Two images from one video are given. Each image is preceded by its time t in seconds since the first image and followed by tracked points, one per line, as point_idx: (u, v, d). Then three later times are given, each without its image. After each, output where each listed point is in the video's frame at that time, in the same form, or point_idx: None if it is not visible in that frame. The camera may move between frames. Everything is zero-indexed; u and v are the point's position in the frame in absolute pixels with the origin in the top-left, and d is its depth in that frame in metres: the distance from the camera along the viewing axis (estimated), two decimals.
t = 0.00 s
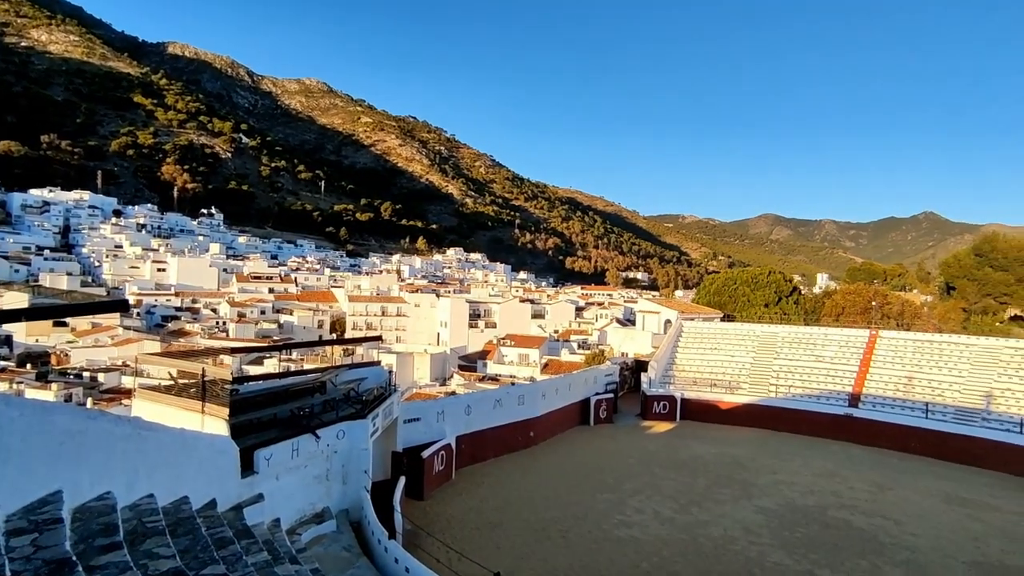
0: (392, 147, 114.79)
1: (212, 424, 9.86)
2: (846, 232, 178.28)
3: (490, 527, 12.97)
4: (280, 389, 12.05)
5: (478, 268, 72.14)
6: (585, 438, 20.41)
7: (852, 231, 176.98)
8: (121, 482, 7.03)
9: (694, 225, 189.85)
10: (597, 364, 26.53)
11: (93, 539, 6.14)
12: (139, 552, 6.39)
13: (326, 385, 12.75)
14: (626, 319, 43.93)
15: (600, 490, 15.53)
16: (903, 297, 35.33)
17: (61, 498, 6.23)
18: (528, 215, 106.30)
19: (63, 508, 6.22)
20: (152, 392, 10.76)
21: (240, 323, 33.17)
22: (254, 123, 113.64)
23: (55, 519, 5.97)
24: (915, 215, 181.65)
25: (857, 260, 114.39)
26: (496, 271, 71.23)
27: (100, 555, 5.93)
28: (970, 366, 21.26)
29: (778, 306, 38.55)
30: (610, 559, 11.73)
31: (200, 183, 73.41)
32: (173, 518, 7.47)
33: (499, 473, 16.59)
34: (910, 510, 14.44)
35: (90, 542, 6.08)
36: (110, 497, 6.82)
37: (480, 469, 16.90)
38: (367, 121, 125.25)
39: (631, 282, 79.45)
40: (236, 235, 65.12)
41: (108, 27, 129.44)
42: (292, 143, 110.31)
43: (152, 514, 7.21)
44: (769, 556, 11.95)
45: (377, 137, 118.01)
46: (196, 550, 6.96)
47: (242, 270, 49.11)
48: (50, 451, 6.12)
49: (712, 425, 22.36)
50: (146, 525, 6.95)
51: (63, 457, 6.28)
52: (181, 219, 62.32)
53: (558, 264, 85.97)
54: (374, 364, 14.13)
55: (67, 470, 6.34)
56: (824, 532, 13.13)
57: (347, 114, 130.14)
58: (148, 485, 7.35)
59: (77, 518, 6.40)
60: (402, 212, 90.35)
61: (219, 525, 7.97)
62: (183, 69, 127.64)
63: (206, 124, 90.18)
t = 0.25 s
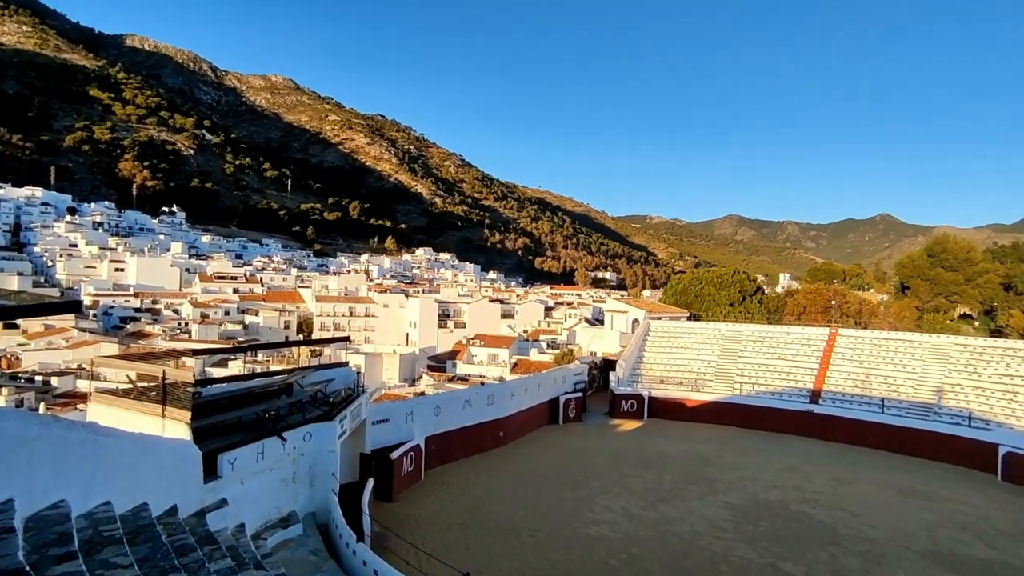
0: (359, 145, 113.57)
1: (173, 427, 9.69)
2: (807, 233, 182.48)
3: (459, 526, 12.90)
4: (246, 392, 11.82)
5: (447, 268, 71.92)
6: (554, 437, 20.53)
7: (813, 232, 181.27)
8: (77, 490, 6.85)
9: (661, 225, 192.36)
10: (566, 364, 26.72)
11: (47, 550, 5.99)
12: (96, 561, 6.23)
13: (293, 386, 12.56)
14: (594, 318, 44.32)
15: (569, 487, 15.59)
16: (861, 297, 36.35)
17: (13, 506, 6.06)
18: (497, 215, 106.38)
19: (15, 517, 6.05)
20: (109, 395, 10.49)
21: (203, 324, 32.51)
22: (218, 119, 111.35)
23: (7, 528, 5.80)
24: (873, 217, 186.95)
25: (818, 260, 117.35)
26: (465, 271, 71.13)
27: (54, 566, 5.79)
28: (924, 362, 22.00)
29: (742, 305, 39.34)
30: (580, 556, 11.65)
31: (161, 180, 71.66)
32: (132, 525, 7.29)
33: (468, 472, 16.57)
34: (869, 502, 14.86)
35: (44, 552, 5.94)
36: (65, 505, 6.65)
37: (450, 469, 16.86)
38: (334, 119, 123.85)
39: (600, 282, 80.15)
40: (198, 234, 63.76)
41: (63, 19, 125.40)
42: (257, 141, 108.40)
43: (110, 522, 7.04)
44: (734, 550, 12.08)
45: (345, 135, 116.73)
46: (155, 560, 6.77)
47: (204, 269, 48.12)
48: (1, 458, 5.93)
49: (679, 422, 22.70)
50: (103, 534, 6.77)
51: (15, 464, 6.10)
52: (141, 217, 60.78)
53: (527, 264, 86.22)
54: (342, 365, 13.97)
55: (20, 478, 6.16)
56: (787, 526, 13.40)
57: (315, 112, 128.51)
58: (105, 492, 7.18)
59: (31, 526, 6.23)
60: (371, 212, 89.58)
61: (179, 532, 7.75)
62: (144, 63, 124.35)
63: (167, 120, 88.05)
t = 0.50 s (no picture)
0: (331, 143, 112.36)
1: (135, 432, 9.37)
2: (775, 233, 185.91)
3: (432, 526, 12.83)
4: (212, 393, 11.58)
5: (420, 267, 71.62)
6: (527, 435, 20.61)
7: (780, 232, 184.70)
8: (35, 496, 6.70)
9: (633, 225, 194.10)
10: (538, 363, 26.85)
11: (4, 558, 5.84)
12: (55, 570, 6.07)
13: (261, 388, 12.34)
14: (566, 317, 44.60)
15: (542, 486, 15.63)
16: (825, 295, 37.23)
17: None
18: (470, 214, 106.21)
19: None
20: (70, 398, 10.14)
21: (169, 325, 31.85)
22: (184, 115, 109.02)
23: None
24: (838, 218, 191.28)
25: (785, 260, 119.66)
26: (438, 271, 70.90)
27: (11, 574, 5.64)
28: (885, 359, 22.64)
29: (711, 303, 39.97)
30: (552, 555, 11.65)
31: (123, 177, 69.85)
32: (92, 533, 7.10)
33: (441, 472, 16.52)
34: (833, 495, 15.24)
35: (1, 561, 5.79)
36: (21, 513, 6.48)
37: (423, 469, 16.78)
38: (305, 116, 122.28)
39: (572, 281, 80.60)
40: (163, 232, 62.40)
41: (20, 9, 121.36)
42: (225, 137, 106.45)
43: (69, 530, 6.87)
44: (703, 545, 12.24)
45: (315, 133, 115.31)
46: (117, 567, 6.59)
47: (170, 269, 47.13)
48: None
49: (650, 419, 22.98)
50: (62, 542, 6.60)
51: None
52: (103, 215, 59.23)
53: (500, 263, 86.26)
54: (311, 365, 13.78)
55: None
56: (754, 520, 13.65)
57: (284, 108, 126.70)
58: (63, 498, 6.99)
59: None
60: (342, 210, 88.72)
61: (142, 538, 7.56)
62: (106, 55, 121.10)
63: (130, 116, 85.88)
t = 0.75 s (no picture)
0: (297, 140, 110.65)
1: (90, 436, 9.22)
2: (739, 233, 189.30)
3: (399, 528, 12.73)
4: (173, 396, 11.27)
5: (388, 267, 71.06)
6: (496, 435, 20.68)
7: (744, 232, 188.16)
8: None
9: (601, 225, 195.77)
10: (507, 362, 26.94)
11: None
12: None
13: (225, 390, 12.09)
14: (535, 316, 44.86)
15: (511, 485, 15.68)
16: (787, 294, 38.13)
17: None
18: (438, 213, 105.81)
19: None
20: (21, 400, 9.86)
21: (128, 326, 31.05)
22: (144, 110, 106.25)
23: None
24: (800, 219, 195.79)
25: (749, 259, 122.02)
26: (406, 270, 70.52)
27: None
28: (843, 356, 23.32)
29: (677, 302, 40.64)
30: (519, 554, 11.65)
31: (79, 173, 67.71)
32: (45, 542, 6.90)
33: (410, 472, 16.45)
34: (794, 489, 15.65)
35: None
36: None
37: (391, 469, 16.70)
38: (270, 113, 120.26)
39: (541, 280, 80.95)
40: (121, 231, 60.70)
41: None
42: (186, 133, 103.98)
43: (22, 540, 6.70)
44: (669, 540, 12.43)
45: (281, 130, 113.49)
46: None
47: (129, 268, 45.89)
48: None
49: (617, 417, 23.25)
50: (14, 553, 6.49)
51: None
52: (57, 212, 57.35)
53: (469, 262, 86.15)
54: (277, 367, 13.57)
55: None
56: (718, 515, 13.93)
57: (249, 105, 124.39)
58: (15, 507, 6.80)
59: None
60: (308, 209, 87.54)
61: (98, 547, 7.37)
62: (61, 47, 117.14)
63: (86, 109, 83.22)
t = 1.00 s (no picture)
0: (265, 138, 108.91)
1: (47, 442, 8.83)
2: (708, 232, 191.99)
3: (371, 529, 12.58)
4: (136, 400, 10.90)
5: (359, 267, 70.39)
6: (468, 435, 20.66)
7: (713, 232, 190.96)
8: None
9: (573, 225, 196.79)
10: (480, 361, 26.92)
11: None
12: None
13: (190, 392, 11.78)
14: (508, 316, 44.90)
15: (483, 485, 15.67)
16: (754, 293, 38.88)
17: None
18: (410, 212, 105.20)
19: None
20: None
21: (89, 327, 30.25)
22: (106, 105, 103.44)
23: None
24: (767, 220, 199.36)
25: (718, 259, 123.95)
26: (378, 270, 69.97)
27: None
28: (808, 353, 23.84)
29: (648, 301, 41.11)
30: (492, 553, 11.60)
31: (36, 170, 65.58)
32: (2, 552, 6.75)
33: (381, 473, 16.33)
34: (761, 484, 15.95)
35: None
36: None
37: (363, 471, 16.54)
38: (237, 109, 118.19)
39: (513, 280, 81.05)
40: (82, 229, 59.04)
41: None
42: (150, 130, 101.61)
43: None
44: (640, 536, 12.56)
45: (249, 127, 111.60)
46: None
47: (90, 268, 44.66)
48: None
49: (589, 416, 23.42)
50: None
51: None
52: (13, 210, 55.53)
53: (441, 262, 85.83)
54: (245, 368, 13.29)
55: None
56: (688, 511, 14.14)
57: (216, 101, 122.07)
58: None
59: None
60: (277, 208, 86.27)
61: (57, 556, 7.15)
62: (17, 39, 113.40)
63: (43, 104, 80.67)
